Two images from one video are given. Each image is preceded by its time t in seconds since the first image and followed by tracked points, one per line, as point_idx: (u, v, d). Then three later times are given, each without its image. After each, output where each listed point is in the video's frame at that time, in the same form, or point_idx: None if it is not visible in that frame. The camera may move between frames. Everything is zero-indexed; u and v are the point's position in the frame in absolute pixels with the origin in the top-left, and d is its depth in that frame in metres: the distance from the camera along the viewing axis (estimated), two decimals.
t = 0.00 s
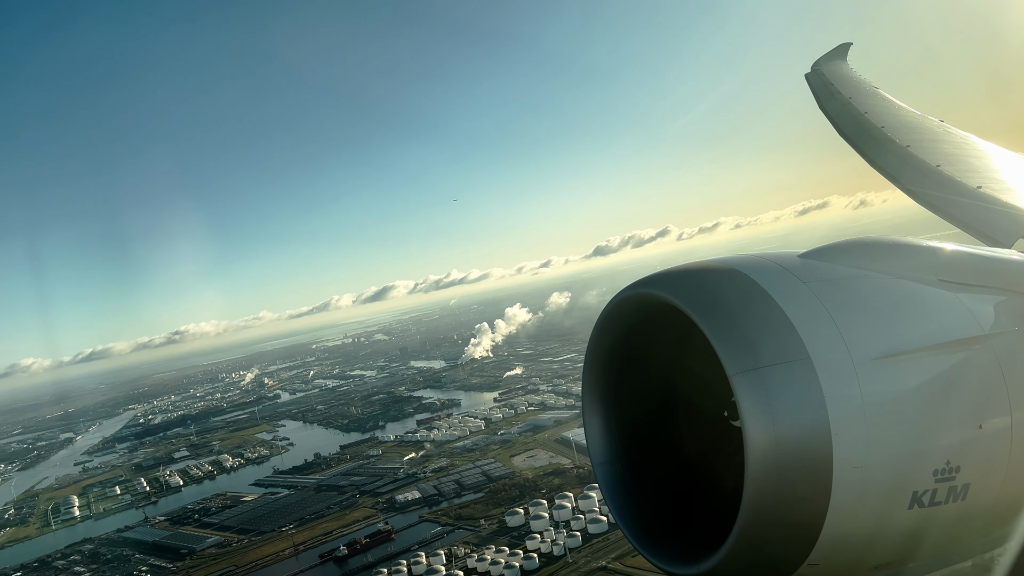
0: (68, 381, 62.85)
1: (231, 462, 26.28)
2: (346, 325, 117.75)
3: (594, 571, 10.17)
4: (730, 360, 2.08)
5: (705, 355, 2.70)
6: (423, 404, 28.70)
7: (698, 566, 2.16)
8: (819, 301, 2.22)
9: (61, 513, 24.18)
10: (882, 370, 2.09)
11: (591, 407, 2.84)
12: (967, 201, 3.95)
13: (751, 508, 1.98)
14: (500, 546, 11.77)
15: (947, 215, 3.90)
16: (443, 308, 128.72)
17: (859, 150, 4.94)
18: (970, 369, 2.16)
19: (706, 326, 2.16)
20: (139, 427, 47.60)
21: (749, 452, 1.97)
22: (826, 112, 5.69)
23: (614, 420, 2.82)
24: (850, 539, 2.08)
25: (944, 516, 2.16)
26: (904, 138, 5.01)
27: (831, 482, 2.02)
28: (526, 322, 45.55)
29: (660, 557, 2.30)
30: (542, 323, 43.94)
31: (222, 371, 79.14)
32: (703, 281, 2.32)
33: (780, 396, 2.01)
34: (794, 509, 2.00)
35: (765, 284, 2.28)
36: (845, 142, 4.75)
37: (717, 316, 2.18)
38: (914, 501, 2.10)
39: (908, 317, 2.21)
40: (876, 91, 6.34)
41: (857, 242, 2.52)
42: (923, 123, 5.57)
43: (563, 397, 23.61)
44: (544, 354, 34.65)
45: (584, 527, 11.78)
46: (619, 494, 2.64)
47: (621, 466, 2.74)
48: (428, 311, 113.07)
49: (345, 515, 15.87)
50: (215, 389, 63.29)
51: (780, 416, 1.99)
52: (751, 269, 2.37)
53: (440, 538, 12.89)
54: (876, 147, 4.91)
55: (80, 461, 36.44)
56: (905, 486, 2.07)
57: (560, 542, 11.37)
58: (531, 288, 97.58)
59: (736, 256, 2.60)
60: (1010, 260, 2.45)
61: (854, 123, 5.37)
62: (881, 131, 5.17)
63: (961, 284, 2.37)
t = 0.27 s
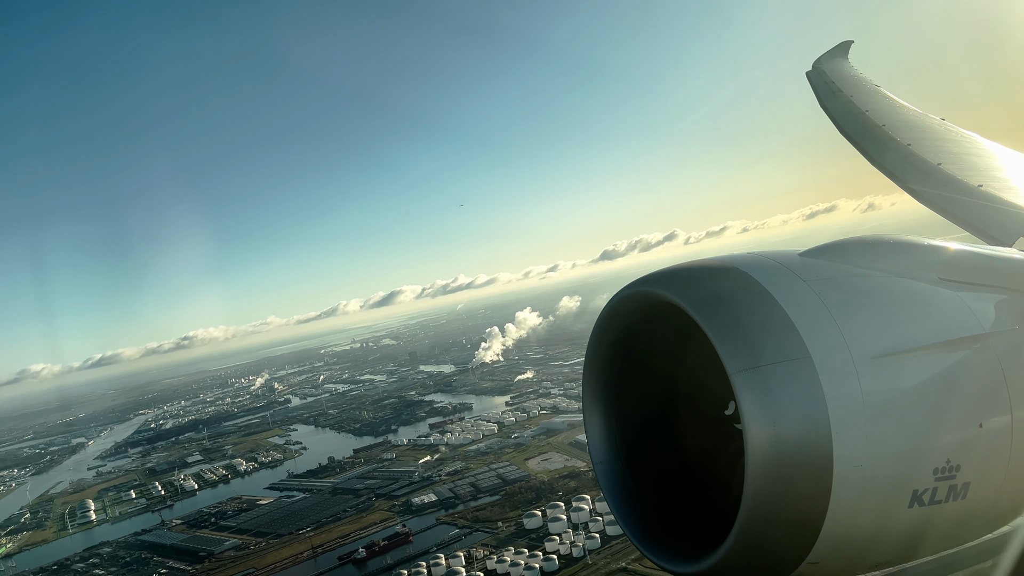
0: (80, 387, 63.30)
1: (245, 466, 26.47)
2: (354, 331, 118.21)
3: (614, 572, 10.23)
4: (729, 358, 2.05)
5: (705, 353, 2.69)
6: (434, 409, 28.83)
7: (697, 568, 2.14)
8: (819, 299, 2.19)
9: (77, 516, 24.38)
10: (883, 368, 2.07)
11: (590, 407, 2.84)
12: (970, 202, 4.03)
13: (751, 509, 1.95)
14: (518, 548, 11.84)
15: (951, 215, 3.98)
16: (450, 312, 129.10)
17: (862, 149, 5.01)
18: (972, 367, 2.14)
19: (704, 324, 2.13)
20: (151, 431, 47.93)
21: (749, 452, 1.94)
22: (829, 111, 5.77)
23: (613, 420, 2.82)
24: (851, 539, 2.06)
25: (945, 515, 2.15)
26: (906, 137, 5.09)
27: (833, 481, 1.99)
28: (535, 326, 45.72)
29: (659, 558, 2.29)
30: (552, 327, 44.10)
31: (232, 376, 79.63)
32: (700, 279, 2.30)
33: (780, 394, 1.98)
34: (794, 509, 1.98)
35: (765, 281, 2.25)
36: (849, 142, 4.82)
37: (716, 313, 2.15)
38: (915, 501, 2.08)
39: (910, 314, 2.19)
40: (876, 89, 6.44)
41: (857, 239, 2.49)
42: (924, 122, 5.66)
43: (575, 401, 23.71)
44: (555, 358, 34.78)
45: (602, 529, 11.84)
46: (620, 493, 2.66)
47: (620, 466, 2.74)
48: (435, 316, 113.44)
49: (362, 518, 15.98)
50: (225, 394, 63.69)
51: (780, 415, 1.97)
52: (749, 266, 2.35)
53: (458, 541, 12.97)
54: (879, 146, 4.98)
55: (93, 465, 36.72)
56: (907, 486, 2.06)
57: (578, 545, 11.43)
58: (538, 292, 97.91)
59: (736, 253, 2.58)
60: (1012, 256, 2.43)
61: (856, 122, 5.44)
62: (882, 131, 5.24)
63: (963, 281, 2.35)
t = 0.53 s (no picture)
0: (92, 393, 63.73)
1: (259, 471, 26.68)
2: (361, 336, 118.57)
3: (634, 573, 10.31)
4: (731, 357, 2.11)
5: (707, 351, 2.77)
6: (446, 413, 28.96)
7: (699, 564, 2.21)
8: (820, 299, 2.25)
9: (94, 520, 24.62)
10: (884, 368, 2.14)
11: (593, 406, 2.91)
12: (971, 200, 4.13)
13: (753, 506, 2.02)
14: (537, 550, 11.93)
15: (951, 213, 4.08)
16: (458, 316, 129.26)
17: (865, 149, 5.11)
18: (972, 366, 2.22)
19: (706, 324, 2.19)
20: (163, 436, 48.25)
21: (750, 450, 2.01)
22: (831, 111, 5.88)
23: (615, 418, 2.89)
24: (851, 536, 2.15)
25: (943, 512, 2.24)
26: (907, 136, 5.19)
27: (833, 479, 2.07)
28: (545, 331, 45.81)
29: (660, 554, 2.37)
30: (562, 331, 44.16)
31: (242, 381, 79.99)
32: (703, 279, 2.35)
33: (780, 393, 2.05)
34: (796, 507, 2.05)
35: (766, 281, 2.31)
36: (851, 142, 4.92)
37: (717, 313, 2.21)
38: (914, 499, 2.17)
39: (909, 315, 2.26)
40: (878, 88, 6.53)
41: (858, 239, 2.56)
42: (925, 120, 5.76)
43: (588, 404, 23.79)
44: (566, 362, 34.86)
45: (621, 531, 11.92)
46: (621, 490, 2.73)
47: (622, 463, 2.81)
48: (443, 321, 113.65)
49: (379, 520, 16.12)
50: (235, 399, 64.01)
51: (781, 414, 2.03)
52: (750, 266, 2.41)
53: (476, 543, 13.07)
54: (880, 145, 5.08)
55: (107, 470, 37.00)
56: (907, 484, 2.14)
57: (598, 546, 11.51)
58: (546, 297, 97.96)
59: (737, 252, 2.64)
60: (1012, 257, 2.51)
61: (857, 122, 5.54)
62: (884, 131, 5.34)
63: (963, 281, 2.42)
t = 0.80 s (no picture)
0: (103, 399, 64.11)
1: (273, 475, 26.86)
2: (369, 342, 118.90)
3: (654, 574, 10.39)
4: (731, 356, 2.13)
5: (707, 348, 2.79)
6: (458, 417, 29.07)
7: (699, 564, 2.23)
8: (819, 298, 2.28)
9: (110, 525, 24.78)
10: (884, 367, 2.17)
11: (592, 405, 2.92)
12: (971, 199, 4.22)
13: (753, 505, 2.05)
14: (556, 552, 12.00)
15: (951, 212, 4.17)
16: (464, 321, 129.64)
17: (866, 150, 5.20)
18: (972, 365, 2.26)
19: (706, 322, 2.21)
20: (174, 442, 48.51)
21: (750, 449, 2.03)
22: (831, 111, 5.96)
23: (613, 416, 2.91)
24: (851, 534, 2.18)
25: (943, 510, 2.28)
26: (908, 136, 5.27)
27: (833, 478, 2.10)
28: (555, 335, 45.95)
29: (659, 553, 2.39)
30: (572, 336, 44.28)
31: (251, 386, 80.28)
32: (703, 277, 2.37)
33: (781, 392, 2.07)
34: (795, 505, 2.08)
35: (766, 281, 2.33)
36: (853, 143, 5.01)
37: (717, 312, 2.23)
38: (914, 498, 2.21)
39: (910, 313, 2.29)
40: (876, 86, 6.63)
41: (858, 237, 2.59)
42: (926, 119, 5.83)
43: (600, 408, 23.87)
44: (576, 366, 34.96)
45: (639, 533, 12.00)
46: (620, 491, 2.73)
47: (620, 462, 2.83)
48: (450, 327, 113.91)
49: (396, 524, 16.22)
50: (245, 405, 64.31)
51: (781, 412, 2.06)
52: (750, 264, 2.44)
53: (494, 546, 13.16)
54: (881, 146, 5.16)
55: (120, 476, 37.22)
56: (907, 484, 2.18)
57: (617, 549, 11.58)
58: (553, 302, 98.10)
59: (738, 250, 2.66)
60: (1012, 256, 2.55)
61: (858, 122, 5.62)
62: (885, 131, 5.42)
63: (964, 280, 2.46)
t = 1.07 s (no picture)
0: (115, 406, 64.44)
1: (286, 481, 27.00)
2: (377, 348, 119.16)
3: None
4: (730, 356, 2.18)
5: (707, 348, 2.86)
6: (469, 422, 29.16)
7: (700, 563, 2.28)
8: (818, 299, 2.34)
9: (125, 531, 24.93)
10: (882, 365, 2.22)
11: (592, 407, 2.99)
12: (971, 199, 4.31)
13: (752, 504, 2.09)
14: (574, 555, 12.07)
15: (951, 212, 4.26)
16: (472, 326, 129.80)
17: (868, 150, 5.29)
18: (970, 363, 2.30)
19: (707, 322, 2.26)
20: (185, 448, 48.75)
21: (750, 448, 2.08)
22: (832, 111, 6.06)
23: (614, 417, 2.97)
24: (850, 533, 2.22)
25: (942, 509, 2.31)
26: (909, 137, 5.36)
27: (833, 477, 2.14)
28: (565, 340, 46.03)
29: (660, 553, 2.45)
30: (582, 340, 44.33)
31: (260, 392, 80.52)
32: (702, 278, 2.44)
33: (780, 392, 2.12)
34: (795, 505, 2.12)
35: (765, 282, 2.38)
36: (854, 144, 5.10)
37: (718, 312, 2.29)
38: (914, 498, 2.25)
39: (910, 313, 2.34)
40: (875, 86, 6.74)
41: (857, 238, 2.65)
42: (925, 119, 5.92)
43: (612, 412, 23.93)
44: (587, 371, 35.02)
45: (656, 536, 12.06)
46: (621, 491, 2.80)
47: (621, 463, 2.89)
48: (458, 332, 114.06)
49: (412, 528, 16.32)
50: (255, 411, 64.54)
51: (780, 412, 2.11)
52: (748, 265, 2.50)
53: (512, 549, 13.23)
54: (883, 146, 5.25)
55: (132, 482, 37.44)
56: (907, 483, 2.22)
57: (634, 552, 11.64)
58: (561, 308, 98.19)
59: (739, 251, 2.72)
60: (1013, 256, 2.59)
61: (860, 123, 5.71)
62: (886, 131, 5.52)
63: (964, 279, 2.51)
